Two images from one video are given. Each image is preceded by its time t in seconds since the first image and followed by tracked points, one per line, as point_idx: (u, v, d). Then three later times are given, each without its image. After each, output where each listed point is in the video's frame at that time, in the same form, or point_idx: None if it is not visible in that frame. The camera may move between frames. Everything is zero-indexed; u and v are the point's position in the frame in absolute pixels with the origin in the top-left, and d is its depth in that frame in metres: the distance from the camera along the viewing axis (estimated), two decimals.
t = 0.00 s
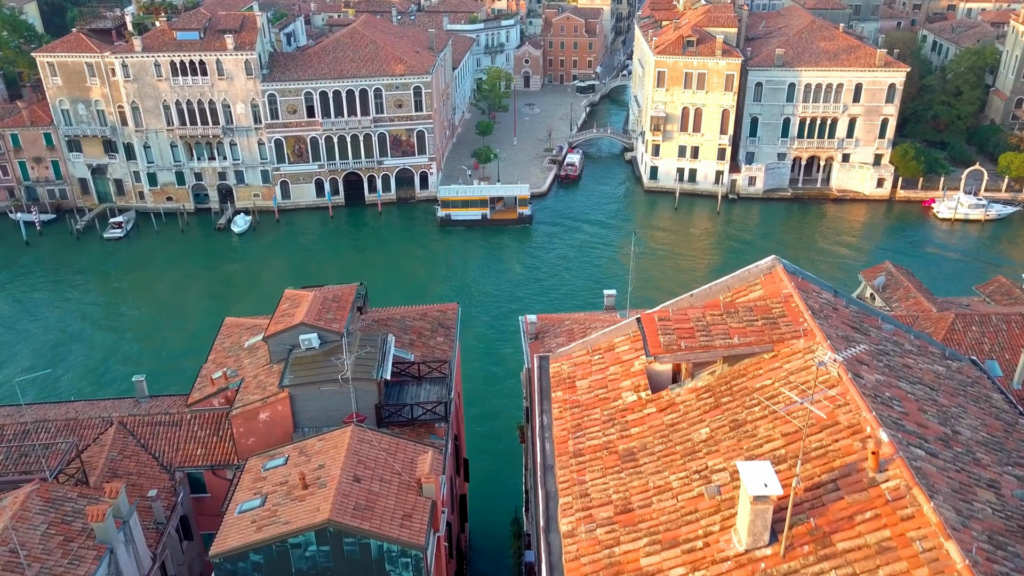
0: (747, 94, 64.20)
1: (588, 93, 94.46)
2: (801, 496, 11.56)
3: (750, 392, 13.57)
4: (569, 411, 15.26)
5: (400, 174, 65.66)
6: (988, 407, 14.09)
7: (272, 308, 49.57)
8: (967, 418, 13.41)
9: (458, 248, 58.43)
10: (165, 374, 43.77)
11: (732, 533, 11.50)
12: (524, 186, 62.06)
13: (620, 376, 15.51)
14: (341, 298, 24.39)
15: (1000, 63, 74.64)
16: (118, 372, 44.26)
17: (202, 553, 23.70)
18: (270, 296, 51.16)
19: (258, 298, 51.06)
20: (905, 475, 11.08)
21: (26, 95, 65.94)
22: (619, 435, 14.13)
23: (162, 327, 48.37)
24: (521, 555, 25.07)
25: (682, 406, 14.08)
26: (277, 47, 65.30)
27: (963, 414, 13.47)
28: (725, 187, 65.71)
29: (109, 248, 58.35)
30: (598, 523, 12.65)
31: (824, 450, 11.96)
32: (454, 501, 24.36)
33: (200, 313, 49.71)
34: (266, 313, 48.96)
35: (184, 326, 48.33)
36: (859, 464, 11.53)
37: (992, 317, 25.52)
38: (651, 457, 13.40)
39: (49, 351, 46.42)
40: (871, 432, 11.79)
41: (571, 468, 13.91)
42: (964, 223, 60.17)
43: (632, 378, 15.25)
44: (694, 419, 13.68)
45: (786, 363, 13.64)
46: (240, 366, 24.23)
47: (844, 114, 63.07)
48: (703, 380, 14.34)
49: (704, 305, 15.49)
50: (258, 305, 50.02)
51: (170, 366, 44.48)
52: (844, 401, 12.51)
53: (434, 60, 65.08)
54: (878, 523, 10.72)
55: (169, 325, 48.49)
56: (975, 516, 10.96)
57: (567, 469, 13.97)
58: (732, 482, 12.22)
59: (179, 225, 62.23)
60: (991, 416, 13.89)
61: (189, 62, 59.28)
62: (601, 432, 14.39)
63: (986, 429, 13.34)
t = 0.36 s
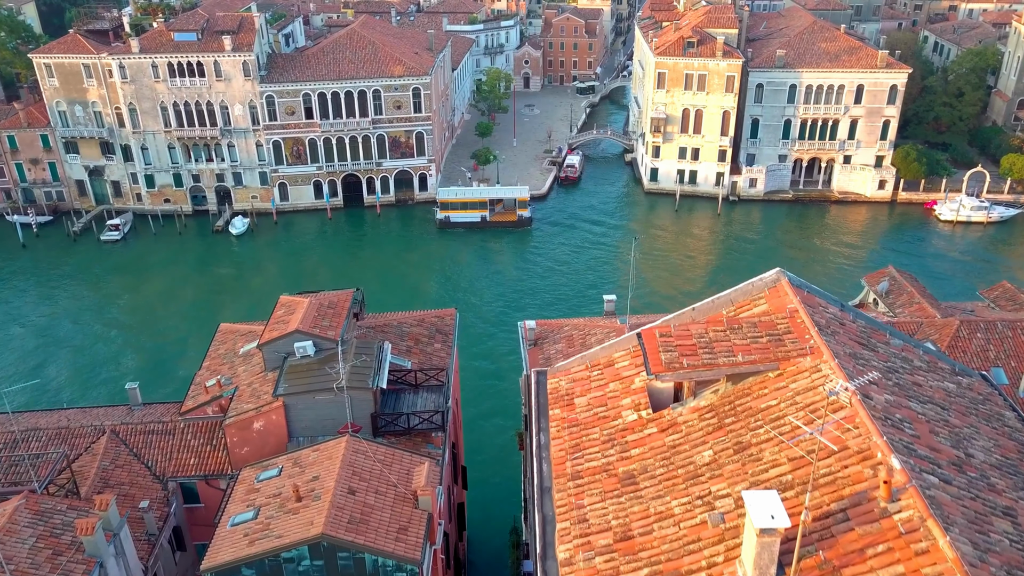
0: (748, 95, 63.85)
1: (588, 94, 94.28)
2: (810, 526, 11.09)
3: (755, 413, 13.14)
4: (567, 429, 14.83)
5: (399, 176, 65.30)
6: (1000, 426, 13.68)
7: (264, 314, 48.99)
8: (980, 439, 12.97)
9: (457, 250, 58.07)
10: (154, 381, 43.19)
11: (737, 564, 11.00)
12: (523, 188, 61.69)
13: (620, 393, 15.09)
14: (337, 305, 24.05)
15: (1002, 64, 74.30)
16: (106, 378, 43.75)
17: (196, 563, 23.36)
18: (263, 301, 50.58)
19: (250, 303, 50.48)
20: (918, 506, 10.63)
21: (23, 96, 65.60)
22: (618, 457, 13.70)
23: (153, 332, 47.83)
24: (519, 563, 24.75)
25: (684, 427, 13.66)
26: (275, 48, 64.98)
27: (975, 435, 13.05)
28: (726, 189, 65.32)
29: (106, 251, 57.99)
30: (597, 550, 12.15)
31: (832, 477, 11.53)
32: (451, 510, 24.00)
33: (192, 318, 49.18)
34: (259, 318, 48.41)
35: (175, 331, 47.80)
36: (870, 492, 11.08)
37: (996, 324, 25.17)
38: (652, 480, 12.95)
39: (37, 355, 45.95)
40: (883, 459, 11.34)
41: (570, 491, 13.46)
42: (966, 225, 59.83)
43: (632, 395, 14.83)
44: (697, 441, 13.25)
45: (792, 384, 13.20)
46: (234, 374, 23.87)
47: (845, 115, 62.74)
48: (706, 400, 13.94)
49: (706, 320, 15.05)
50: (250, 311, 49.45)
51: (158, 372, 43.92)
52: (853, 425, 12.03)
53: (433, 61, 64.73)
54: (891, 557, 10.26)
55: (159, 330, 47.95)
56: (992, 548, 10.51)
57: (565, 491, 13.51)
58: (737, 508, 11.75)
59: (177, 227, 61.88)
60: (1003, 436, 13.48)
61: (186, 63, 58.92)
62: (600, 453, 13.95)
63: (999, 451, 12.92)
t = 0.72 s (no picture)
0: (749, 96, 63.48)
1: (588, 95, 94.18)
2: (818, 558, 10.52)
3: (760, 435, 12.64)
4: (566, 451, 14.39)
5: (398, 178, 64.94)
6: (1014, 446, 13.16)
7: (256, 319, 48.28)
8: (994, 462, 12.43)
9: (456, 252, 57.71)
10: (140, 387, 42.63)
11: None
12: (523, 190, 61.32)
13: (619, 413, 14.68)
14: (333, 311, 23.70)
15: (1004, 65, 73.92)
16: (91, 383, 43.27)
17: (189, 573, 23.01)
18: (256, 306, 49.95)
19: (242, 308, 49.82)
20: (933, 536, 10.01)
21: (21, 98, 65.28)
22: (618, 480, 13.21)
23: (142, 337, 47.29)
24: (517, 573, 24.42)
25: (686, 449, 13.17)
26: (273, 49, 64.63)
27: (989, 456, 12.50)
28: (727, 191, 64.96)
29: (103, 253, 57.61)
30: None
31: (841, 505, 10.96)
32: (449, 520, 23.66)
33: (183, 323, 48.59)
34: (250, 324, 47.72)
35: (164, 337, 47.21)
36: (881, 522, 10.50)
37: (1002, 330, 24.76)
38: (652, 506, 12.44)
39: (23, 359, 45.56)
40: (894, 486, 10.77)
41: (568, 517, 12.98)
42: (968, 227, 59.39)
43: (632, 414, 14.40)
44: (699, 464, 12.77)
45: (799, 404, 12.67)
46: (229, 382, 23.49)
47: (847, 117, 62.40)
48: (709, 420, 13.45)
49: (709, 336, 14.58)
50: (242, 316, 48.79)
51: (143, 379, 43.30)
52: (863, 449, 11.50)
53: (432, 62, 64.39)
54: None
55: (148, 335, 47.45)
56: None
57: (563, 517, 13.04)
58: (741, 537, 11.22)
59: (174, 229, 61.51)
60: (1018, 457, 12.94)
61: (184, 64, 58.58)
62: (600, 476, 13.49)
63: (1014, 473, 12.39)
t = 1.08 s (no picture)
0: (750, 97, 63.10)
1: (588, 95, 93.91)
2: None
3: (764, 459, 12.13)
4: (564, 472, 13.95)
5: (397, 179, 64.60)
6: None
7: (247, 324, 47.74)
8: (1009, 486, 11.80)
9: (455, 255, 57.33)
10: (127, 393, 42.11)
11: None
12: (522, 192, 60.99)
13: (619, 432, 14.24)
14: (328, 318, 23.37)
15: (1006, 66, 73.57)
16: (78, 389, 42.78)
17: None
18: (248, 311, 49.41)
19: (233, 313, 49.28)
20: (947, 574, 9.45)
21: (18, 98, 64.89)
22: (617, 505, 12.75)
23: (130, 342, 46.79)
24: None
25: (688, 473, 12.68)
26: (271, 50, 64.29)
27: (1005, 480, 11.89)
28: (728, 193, 64.61)
29: (100, 256, 57.20)
30: None
31: (849, 537, 10.43)
32: (446, 529, 23.34)
33: (173, 327, 48.09)
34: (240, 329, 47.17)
35: (152, 342, 46.70)
36: (892, 555, 9.96)
37: (1007, 337, 24.43)
38: (653, 534, 11.99)
39: (9, 363, 45.08)
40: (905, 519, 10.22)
41: (565, 543, 12.55)
42: (970, 229, 58.98)
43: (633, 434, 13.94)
44: (702, 489, 12.31)
45: (805, 426, 12.14)
46: (223, 390, 23.11)
47: (848, 118, 62.06)
48: (711, 442, 12.95)
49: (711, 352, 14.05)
50: (232, 321, 48.24)
51: (130, 385, 42.77)
52: (871, 476, 10.95)
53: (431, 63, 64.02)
54: None
55: (137, 340, 46.92)
56: None
57: (561, 543, 12.61)
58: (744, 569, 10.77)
59: (172, 231, 61.16)
60: None
61: (182, 65, 58.24)
62: (598, 500, 13.04)
63: None
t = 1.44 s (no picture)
0: (751, 98, 62.69)
1: (589, 96, 93.57)
2: None
3: (771, 484, 11.23)
4: (561, 493, 13.13)
5: (396, 181, 64.24)
6: None
7: (237, 330, 47.14)
8: None
9: (454, 257, 56.94)
10: (113, 399, 41.57)
11: None
12: (522, 193, 60.62)
13: (619, 452, 13.35)
14: (324, 324, 23.04)
15: (1008, 67, 73.20)
16: (68, 393, 42.33)
17: None
18: (239, 315, 48.85)
19: (224, 317, 48.72)
20: None
21: (16, 100, 64.56)
22: (617, 530, 11.88)
23: (120, 347, 46.29)
24: None
25: (691, 497, 11.79)
26: (270, 51, 63.95)
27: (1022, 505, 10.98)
28: (728, 195, 64.27)
29: (97, 258, 56.83)
30: None
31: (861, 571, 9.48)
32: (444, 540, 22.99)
33: (169, 330, 47.70)
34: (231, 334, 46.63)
35: (141, 347, 46.13)
36: None
37: (1014, 344, 24.05)
38: (653, 562, 11.09)
39: None
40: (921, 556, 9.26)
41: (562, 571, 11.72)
42: (972, 231, 58.60)
43: (632, 455, 13.05)
44: (705, 514, 11.40)
45: (814, 448, 11.24)
46: (217, 398, 22.74)
47: (850, 119, 61.70)
48: (715, 464, 12.07)
49: (714, 369, 13.19)
50: (225, 325, 47.75)
51: (117, 391, 42.24)
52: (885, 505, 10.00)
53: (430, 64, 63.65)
54: None
55: (126, 345, 46.42)
56: None
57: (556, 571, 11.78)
58: None
59: (169, 233, 60.83)
60: None
61: (179, 66, 57.89)
62: (596, 525, 12.19)
63: None
